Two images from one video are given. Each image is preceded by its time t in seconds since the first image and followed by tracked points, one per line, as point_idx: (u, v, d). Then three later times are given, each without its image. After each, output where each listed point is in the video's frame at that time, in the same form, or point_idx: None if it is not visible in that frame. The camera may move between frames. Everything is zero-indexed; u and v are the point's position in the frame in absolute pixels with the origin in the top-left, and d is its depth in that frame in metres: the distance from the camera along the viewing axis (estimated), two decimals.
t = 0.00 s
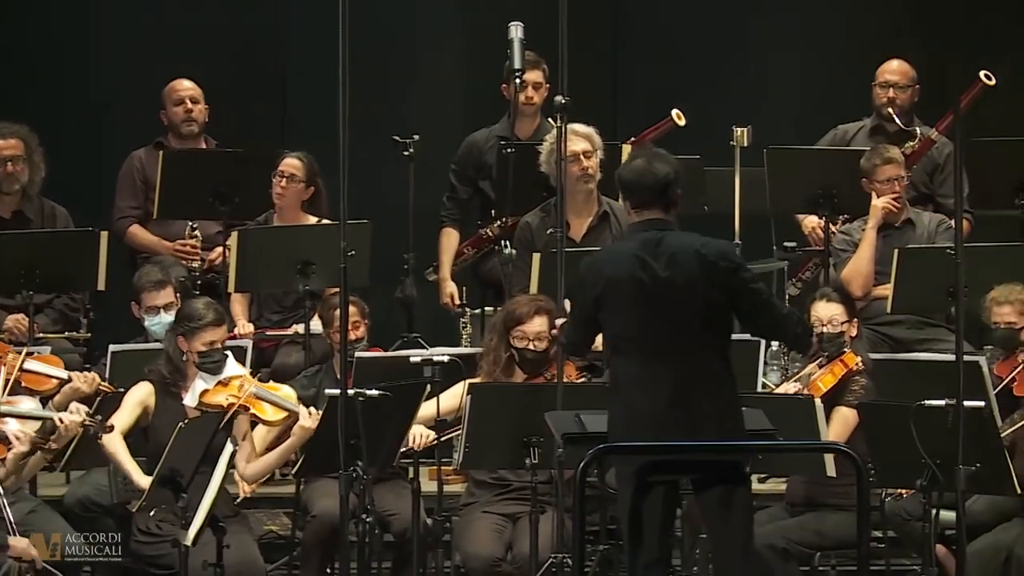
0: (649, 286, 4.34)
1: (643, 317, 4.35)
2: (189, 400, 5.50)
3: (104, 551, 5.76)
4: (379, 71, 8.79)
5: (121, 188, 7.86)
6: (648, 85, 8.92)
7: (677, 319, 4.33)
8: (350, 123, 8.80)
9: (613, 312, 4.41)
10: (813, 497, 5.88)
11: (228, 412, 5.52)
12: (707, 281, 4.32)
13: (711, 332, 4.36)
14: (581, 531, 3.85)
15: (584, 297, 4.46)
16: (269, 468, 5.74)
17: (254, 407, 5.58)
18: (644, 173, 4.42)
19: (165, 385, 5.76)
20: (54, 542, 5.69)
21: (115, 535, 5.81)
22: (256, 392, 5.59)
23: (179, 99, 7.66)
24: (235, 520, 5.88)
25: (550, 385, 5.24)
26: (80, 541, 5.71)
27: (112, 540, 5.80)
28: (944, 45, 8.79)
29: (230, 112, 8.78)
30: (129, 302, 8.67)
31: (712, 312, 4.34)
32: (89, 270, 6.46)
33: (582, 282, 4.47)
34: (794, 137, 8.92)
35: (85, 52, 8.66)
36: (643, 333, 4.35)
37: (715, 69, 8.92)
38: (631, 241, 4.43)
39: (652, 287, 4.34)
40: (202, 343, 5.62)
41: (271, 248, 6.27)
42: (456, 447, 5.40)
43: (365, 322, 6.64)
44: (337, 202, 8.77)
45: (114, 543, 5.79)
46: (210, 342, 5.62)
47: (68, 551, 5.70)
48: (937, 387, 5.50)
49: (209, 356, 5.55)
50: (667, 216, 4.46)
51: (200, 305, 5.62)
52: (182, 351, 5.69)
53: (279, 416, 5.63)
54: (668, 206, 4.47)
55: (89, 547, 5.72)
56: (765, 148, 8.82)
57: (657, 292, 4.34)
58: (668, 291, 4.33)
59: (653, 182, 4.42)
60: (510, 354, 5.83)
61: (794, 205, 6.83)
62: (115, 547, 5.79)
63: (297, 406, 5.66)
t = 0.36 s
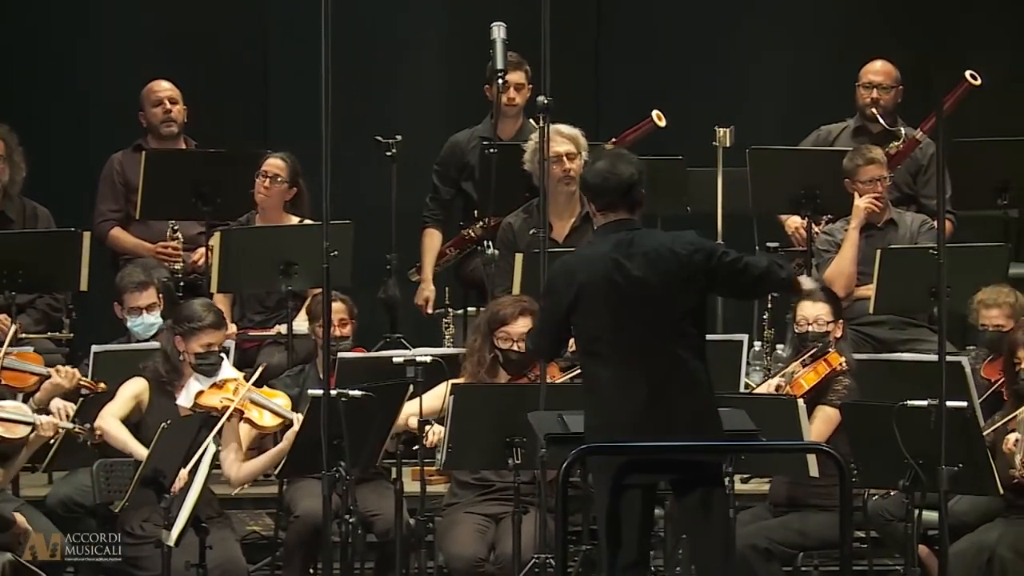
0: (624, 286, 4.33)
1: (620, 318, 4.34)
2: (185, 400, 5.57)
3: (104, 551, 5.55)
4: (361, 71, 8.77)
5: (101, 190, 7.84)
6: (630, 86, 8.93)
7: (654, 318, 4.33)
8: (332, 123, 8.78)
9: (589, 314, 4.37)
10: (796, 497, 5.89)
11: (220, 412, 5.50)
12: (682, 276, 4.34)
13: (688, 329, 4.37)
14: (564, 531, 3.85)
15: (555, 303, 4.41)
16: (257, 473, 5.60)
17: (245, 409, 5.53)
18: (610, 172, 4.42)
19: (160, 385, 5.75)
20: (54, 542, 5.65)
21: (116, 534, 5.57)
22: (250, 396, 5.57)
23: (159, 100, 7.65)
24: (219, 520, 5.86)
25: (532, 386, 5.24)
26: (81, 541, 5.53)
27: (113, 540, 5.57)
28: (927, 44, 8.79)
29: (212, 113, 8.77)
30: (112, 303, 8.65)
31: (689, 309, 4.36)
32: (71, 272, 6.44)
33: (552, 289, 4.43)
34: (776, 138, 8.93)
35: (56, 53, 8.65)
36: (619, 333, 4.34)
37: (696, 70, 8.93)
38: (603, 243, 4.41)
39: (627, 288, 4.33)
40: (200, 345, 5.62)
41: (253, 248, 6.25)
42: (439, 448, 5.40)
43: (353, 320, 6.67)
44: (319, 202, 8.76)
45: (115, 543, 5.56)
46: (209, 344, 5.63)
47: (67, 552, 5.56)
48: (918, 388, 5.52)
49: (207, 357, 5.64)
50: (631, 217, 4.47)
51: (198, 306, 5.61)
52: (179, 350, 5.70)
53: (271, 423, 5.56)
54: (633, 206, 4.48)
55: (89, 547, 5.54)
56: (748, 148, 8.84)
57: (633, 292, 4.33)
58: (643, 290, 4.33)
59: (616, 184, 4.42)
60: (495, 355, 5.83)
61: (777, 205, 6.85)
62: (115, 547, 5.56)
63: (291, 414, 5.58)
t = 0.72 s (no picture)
0: (620, 287, 4.32)
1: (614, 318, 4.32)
2: (177, 399, 5.70)
3: (104, 551, 5.53)
4: (345, 72, 8.77)
5: (85, 192, 7.81)
6: (614, 87, 8.94)
7: (648, 319, 4.36)
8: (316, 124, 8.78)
9: (581, 315, 4.31)
10: (781, 498, 5.89)
11: (214, 412, 5.65)
12: (670, 281, 4.43)
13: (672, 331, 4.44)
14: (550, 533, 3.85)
15: (544, 304, 4.32)
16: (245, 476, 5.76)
17: (239, 410, 5.70)
18: (600, 173, 4.41)
19: (153, 385, 5.78)
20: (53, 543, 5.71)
21: (116, 534, 5.55)
22: (243, 397, 5.73)
23: (141, 102, 7.63)
24: (203, 520, 5.84)
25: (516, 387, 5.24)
26: (81, 541, 5.52)
27: (113, 539, 5.55)
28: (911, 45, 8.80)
29: (196, 113, 8.75)
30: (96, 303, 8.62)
31: (672, 313, 4.44)
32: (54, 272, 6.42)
33: (540, 287, 4.32)
34: (761, 138, 8.94)
35: (38, 54, 8.63)
36: (613, 332, 4.32)
37: (680, 71, 8.94)
38: (599, 240, 4.37)
39: (622, 289, 4.32)
40: (194, 345, 5.73)
41: (236, 247, 6.23)
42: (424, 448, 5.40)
43: (346, 319, 6.74)
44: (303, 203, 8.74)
45: (115, 543, 5.54)
46: (203, 345, 5.74)
47: (68, 552, 5.53)
48: (902, 388, 5.53)
49: (202, 358, 5.75)
50: (615, 216, 4.45)
51: (193, 307, 5.70)
52: (173, 351, 5.77)
53: (263, 424, 5.73)
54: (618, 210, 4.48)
55: (87, 546, 5.52)
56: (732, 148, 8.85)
57: (630, 288, 4.33)
58: (637, 292, 4.34)
59: (610, 186, 4.40)
60: (480, 356, 5.81)
61: (762, 205, 6.86)
62: (115, 547, 5.54)
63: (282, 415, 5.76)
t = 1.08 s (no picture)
0: (595, 279, 4.31)
1: (588, 312, 4.31)
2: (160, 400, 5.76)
3: (103, 551, 5.45)
4: (329, 72, 8.77)
5: (69, 193, 7.79)
6: (598, 87, 8.96)
7: (626, 316, 4.36)
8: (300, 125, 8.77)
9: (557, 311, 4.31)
10: (766, 499, 5.89)
11: (200, 416, 5.69)
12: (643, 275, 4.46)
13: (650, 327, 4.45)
14: (532, 532, 3.85)
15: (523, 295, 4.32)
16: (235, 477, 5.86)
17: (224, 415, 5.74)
18: (568, 182, 4.39)
19: (138, 389, 5.76)
20: (55, 542, 5.55)
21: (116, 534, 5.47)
22: (229, 400, 5.76)
23: (122, 104, 7.61)
24: (187, 520, 5.83)
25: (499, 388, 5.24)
26: (81, 540, 5.44)
27: (113, 539, 5.47)
28: (895, 46, 8.82)
29: (179, 114, 8.74)
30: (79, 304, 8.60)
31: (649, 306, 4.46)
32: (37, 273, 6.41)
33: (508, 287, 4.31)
34: (744, 139, 8.95)
35: (22, 54, 8.63)
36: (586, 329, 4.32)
37: (664, 72, 8.95)
38: (569, 242, 4.37)
39: (597, 283, 4.32)
40: (180, 350, 5.77)
41: (222, 247, 6.22)
42: (409, 448, 5.40)
43: (337, 322, 6.70)
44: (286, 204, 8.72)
45: (115, 543, 5.47)
46: (188, 349, 5.79)
47: (68, 552, 5.43)
48: (889, 386, 5.54)
49: (187, 363, 5.85)
50: (580, 219, 4.45)
51: (178, 312, 5.72)
52: (159, 355, 5.78)
53: (247, 429, 5.79)
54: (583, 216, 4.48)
55: (89, 546, 5.45)
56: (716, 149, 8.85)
57: (605, 289, 4.33)
58: (611, 285, 4.34)
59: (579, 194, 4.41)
60: (463, 360, 5.83)
61: (745, 205, 6.88)
62: (115, 547, 5.46)
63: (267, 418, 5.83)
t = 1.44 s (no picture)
0: (571, 292, 4.37)
1: (572, 325, 4.37)
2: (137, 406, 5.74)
3: (104, 551, 5.32)
4: (314, 72, 8.76)
5: (54, 193, 7.77)
6: (583, 88, 8.96)
7: (613, 321, 4.44)
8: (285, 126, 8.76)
9: (545, 329, 4.36)
10: (752, 499, 5.90)
11: (176, 423, 5.73)
12: (617, 280, 4.54)
13: (638, 328, 4.53)
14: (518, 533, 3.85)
15: (509, 321, 4.33)
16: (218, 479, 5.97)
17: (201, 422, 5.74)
18: (518, 205, 4.40)
19: (114, 396, 5.76)
20: (55, 543, 5.61)
21: (114, 533, 5.33)
22: (206, 407, 5.75)
23: (107, 107, 7.60)
24: (171, 521, 5.81)
25: (483, 387, 5.24)
26: (81, 540, 5.39)
27: (111, 539, 5.33)
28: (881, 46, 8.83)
29: (165, 114, 8.73)
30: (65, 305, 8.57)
31: (632, 308, 4.54)
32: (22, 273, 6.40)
33: (490, 318, 4.32)
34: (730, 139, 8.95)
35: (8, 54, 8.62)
36: (577, 340, 4.40)
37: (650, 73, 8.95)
38: (538, 262, 4.41)
39: (571, 296, 4.36)
40: (153, 359, 5.73)
41: (209, 249, 6.21)
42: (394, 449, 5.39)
43: (325, 324, 6.68)
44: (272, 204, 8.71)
45: (113, 542, 5.31)
46: (161, 358, 5.74)
47: (68, 552, 5.43)
48: (872, 388, 5.56)
49: (162, 371, 5.78)
50: (540, 240, 4.50)
51: (151, 321, 5.70)
52: (132, 364, 5.77)
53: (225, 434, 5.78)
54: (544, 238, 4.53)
55: (89, 546, 5.38)
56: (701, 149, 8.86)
57: (583, 301, 4.38)
58: (587, 296, 4.39)
59: (527, 220, 4.43)
60: (445, 363, 5.81)
61: (730, 205, 6.89)
62: (113, 547, 5.30)
63: (248, 425, 5.77)
